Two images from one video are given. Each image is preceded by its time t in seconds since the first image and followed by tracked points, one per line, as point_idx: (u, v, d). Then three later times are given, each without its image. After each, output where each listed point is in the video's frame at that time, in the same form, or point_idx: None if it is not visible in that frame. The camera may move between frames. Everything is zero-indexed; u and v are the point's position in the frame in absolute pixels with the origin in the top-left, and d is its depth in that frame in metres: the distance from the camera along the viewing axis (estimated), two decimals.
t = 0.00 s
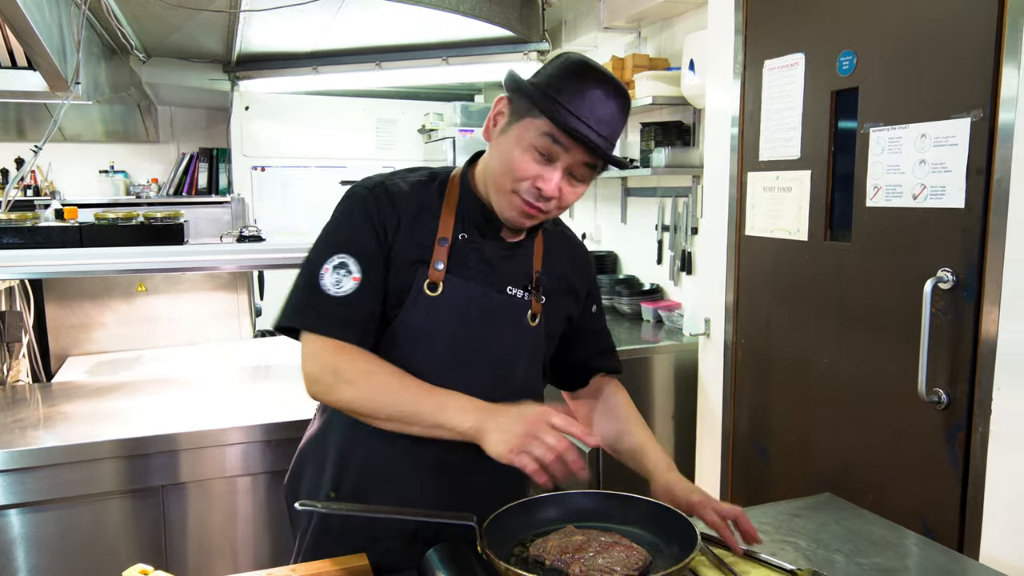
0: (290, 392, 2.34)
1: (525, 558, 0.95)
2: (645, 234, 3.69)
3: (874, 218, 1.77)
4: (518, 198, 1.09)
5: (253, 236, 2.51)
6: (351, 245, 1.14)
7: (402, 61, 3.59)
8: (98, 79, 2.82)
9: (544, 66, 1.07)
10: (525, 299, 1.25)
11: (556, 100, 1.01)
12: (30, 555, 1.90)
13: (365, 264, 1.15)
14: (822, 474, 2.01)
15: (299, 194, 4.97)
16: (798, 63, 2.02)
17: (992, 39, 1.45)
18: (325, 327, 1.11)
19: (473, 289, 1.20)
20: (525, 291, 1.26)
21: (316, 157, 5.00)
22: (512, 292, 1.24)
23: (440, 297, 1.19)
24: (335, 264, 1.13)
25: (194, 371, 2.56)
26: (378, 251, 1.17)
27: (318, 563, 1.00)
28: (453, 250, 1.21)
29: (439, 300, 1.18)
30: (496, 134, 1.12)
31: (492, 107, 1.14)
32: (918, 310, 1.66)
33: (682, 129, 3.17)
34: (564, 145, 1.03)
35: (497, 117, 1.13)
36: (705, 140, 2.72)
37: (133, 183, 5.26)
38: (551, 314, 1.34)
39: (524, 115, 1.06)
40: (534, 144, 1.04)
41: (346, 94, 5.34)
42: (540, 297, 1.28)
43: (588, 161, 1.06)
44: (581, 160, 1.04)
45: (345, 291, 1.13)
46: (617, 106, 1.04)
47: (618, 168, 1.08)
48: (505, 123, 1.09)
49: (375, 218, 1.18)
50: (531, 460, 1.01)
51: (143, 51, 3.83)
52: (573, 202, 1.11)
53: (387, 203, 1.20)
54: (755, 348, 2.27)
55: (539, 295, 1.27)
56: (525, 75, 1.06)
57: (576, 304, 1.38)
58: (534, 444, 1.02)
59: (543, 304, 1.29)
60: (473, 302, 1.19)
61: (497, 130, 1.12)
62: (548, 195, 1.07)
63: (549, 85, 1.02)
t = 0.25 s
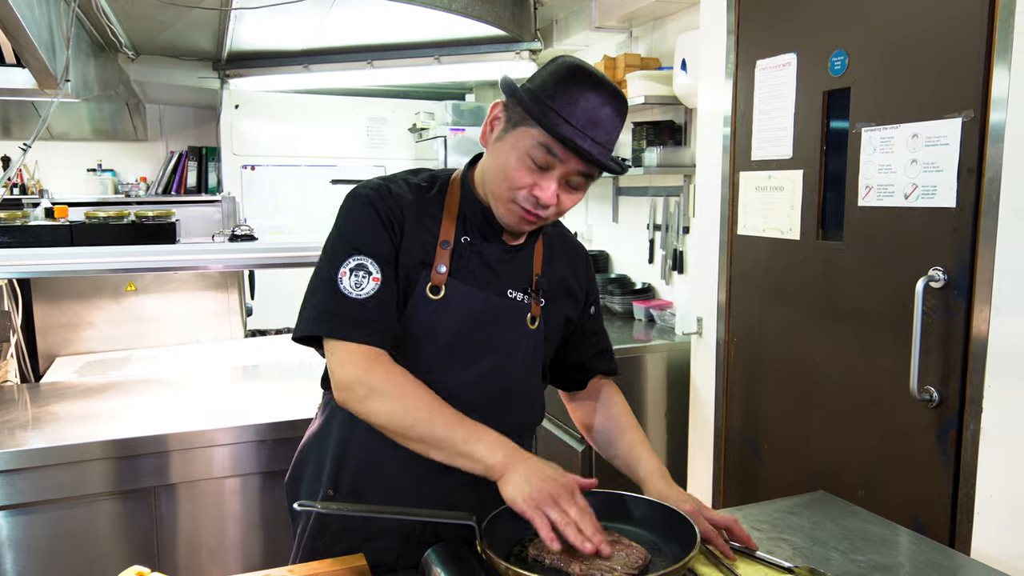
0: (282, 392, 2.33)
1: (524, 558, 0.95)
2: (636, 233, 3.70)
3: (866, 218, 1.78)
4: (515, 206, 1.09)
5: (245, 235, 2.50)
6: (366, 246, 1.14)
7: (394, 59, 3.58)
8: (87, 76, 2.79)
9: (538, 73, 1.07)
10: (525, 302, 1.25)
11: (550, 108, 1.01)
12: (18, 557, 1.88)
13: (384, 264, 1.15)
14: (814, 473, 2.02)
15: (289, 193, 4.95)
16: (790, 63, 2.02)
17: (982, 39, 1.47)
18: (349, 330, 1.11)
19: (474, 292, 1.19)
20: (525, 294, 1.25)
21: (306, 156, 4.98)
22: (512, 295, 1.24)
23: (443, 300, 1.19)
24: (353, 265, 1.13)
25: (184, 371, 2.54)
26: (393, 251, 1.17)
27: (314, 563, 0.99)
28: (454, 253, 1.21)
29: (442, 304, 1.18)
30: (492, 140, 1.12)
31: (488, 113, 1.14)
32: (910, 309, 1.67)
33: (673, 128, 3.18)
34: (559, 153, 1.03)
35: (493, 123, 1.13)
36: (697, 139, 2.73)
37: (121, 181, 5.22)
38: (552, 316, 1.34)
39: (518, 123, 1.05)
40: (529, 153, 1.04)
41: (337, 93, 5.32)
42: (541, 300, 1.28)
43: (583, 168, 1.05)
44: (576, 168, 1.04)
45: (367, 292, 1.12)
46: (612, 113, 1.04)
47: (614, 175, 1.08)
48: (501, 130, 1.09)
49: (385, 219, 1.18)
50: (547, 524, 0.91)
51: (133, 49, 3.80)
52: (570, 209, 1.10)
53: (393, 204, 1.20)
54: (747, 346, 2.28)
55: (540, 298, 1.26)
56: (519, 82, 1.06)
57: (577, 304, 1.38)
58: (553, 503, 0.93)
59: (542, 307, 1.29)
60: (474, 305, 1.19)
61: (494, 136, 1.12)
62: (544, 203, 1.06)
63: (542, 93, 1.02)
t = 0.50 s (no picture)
0: (269, 393, 2.32)
1: (520, 557, 0.95)
2: (622, 233, 3.71)
3: (851, 217, 1.80)
4: (524, 212, 1.10)
5: (231, 236, 2.48)
6: (350, 253, 1.13)
7: (379, 59, 3.57)
8: (68, 76, 2.75)
9: (537, 77, 1.06)
10: (524, 301, 1.25)
11: (556, 116, 1.01)
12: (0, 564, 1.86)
13: (366, 272, 1.14)
14: (801, 471, 2.04)
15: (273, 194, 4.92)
16: (776, 63, 2.04)
17: (965, 41, 1.49)
18: (322, 337, 1.10)
19: (473, 292, 1.20)
20: (524, 293, 1.26)
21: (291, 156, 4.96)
22: (511, 295, 1.24)
23: (442, 301, 1.19)
24: (335, 272, 1.12)
25: (169, 374, 2.51)
26: (379, 259, 1.16)
27: (310, 565, 0.98)
28: (452, 254, 1.21)
29: (440, 305, 1.18)
30: (494, 146, 1.12)
31: (487, 117, 1.12)
32: (896, 307, 1.69)
33: (659, 128, 3.20)
34: (567, 161, 1.03)
35: (493, 128, 1.12)
36: (683, 139, 2.74)
37: (102, 182, 5.16)
38: (551, 313, 1.34)
39: (524, 131, 1.05)
40: (537, 162, 1.04)
41: (321, 93, 5.29)
42: (538, 298, 1.28)
43: (589, 172, 1.06)
44: (584, 173, 1.05)
45: (345, 301, 1.11)
46: (614, 115, 1.05)
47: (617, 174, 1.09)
48: (503, 137, 1.08)
49: (374, 225, 1.16)
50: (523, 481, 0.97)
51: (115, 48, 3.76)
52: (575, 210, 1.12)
53: (385, 209, 1.18)
54: (734, 345, 2.29)
55: (537, 296, 1.27)
56: (520, 88, 1.05)
57: (573, 301, 1.39)
58: (523, 461, 0.99)
59: (540, 305, 1.29)
60: (472, 305, 1.19)
61: (495, 141, 1.11)
62: (553, 208, 1.07)
63: (547, 101, 1.02)
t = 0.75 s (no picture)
0: (249, 394, 2.30)
1: (511, 553, 0.96)
2: (603, 231, 3.73)
3: (830, 214, 1.83)
4: (511, 203, 1.09)
5: (211, 234, 2.45)
6: (318, 241, 1.14)
7: (358, 57, 3.54)
8: (40, 72, 2.70)
9: (527, 70, 1.07)
10: (512, 292, 1.25)
11: (547, 107, 1.02)
12: None
13: (330, 261, 1.14)
14: (781, 465, 2.07)
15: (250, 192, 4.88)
16: (755, 63, 2.06)
17: (941, 42, 1.51)
18: (279, 320, 1.11)
19: (461, 282, 1.20)
20: (512, 284, 1.26)
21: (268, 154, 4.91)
22: (499, 286, 1.24)
23: (429, 291, 1.19)
24: (302, 260, 1.13)
25: (147, 375, 2.48)
26: (346, 250, 1.16)
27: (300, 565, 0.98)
28: (439, 245, 1.22)
29: (427, 295, 1.18)
30: (484, 138, 1.12)
31: (476, 110, 1.13)
32: (874, 302, 1.72)
33: (639, 127, 3.21)
34: (556, 151, 1.03)
35: (483, 120, 1.12)
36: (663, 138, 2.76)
37: (74, 181, 5.06)
38: (538, 306, 1.35)
39: (514, 121, 1.05)
40: (527, 152, 1.04)
41: (299, 90, 5.25)
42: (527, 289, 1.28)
43: (577, 164, 1.07)
44: (572, 164, 1.05)
45: (306, 288, 1.12)
46: (602, 109, 1.06)
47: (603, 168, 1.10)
48: (493, 128, 1.08)
49: (347, 217, 1.17)
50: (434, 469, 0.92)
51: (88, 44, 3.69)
52: (562, 202, 1.12)
53: (363, 202, 1.19)
54: (714, 340, 2.31)
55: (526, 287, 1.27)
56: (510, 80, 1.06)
57: (558, 296, 1.40)
58: (431, 448, 0.93)
59: (528, 297, 1.29)
60: (460, 296, 1.19)
61: (485, 133, 1.11)
62: (541, 199, 1.07)
63: (538, 92, 1.02)
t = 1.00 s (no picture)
0: (236, 391, 2.28)
1: (507, 547, 0.96)
2: (589, 228, 3.74)
3: (816, 211, 1.85)
4: (491, 193, 1.09)
5: (197, 231, 2.43)
6: (319, 232, 1.13)
7: (343, 53, 3.52)
8: (20, 67, 2.66)
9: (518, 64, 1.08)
10: (502, 290, 1.26)
11: (529, 97, 1.02)
12: None
13: (333, 252, 1.13)
14: (767, 460, 2.09)
15: (233, 189, 4.83)
16: (742, 60, 2.08)
17: (925, 40, 1.53)
18: (282, 312, 1.10)
19: (453, 276, 1.19)
20: (501, 283, 1.26)
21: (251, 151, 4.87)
22: (489, 283, 1.24)
23: (421, 285, 1.18)
24: (302, 251, 1.12)
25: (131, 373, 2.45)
26: (347, 242, 1.16)
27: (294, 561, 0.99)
28: (432, 240, 1.21)
29: (419, 289, 1.18)
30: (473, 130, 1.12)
31: (469, 104, 1.14)
32: (860, 298, 1.73)
33: (624, 123, 3.22)
34: (537, 142, 1.04)
35: (474, 114, 1.14)
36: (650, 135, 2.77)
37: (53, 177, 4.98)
38: (526, 306, 1.35)
39: (499, 112, 1.06)
40: (508, 142, 1.05)
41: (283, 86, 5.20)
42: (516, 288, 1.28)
43: (558, 158, 1.06)
44: (553, 157, 1.05)
45: (309, 279, 1.11)
46: (589, 107, 1.06)
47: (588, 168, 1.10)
48: (481, 119, 1.09)
49: (346, 208, 1.17)
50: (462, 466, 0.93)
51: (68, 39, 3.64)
52: (544, 199, 1.12)
53: (361, 194, 1.19)
54: (701, 336, 2.33)
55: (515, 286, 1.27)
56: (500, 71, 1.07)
57: (547, 297, 1.40)
58: (463, 440, 0.94)
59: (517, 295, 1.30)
60: (452, 291, 1.19)
61: (474, 126, 1.12)
62: (520, 191, 1.07)
63: (522, 83, 1.03)
